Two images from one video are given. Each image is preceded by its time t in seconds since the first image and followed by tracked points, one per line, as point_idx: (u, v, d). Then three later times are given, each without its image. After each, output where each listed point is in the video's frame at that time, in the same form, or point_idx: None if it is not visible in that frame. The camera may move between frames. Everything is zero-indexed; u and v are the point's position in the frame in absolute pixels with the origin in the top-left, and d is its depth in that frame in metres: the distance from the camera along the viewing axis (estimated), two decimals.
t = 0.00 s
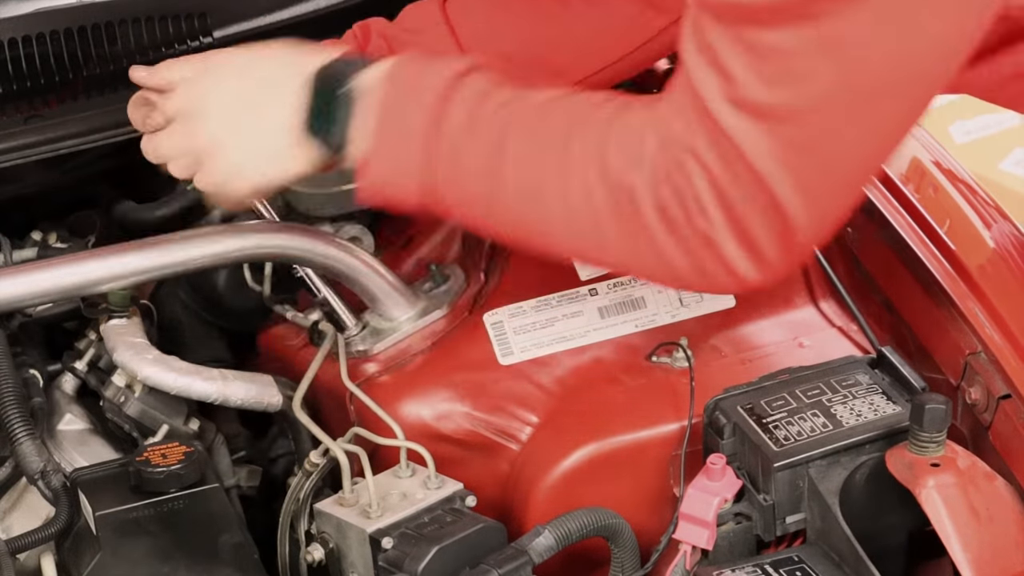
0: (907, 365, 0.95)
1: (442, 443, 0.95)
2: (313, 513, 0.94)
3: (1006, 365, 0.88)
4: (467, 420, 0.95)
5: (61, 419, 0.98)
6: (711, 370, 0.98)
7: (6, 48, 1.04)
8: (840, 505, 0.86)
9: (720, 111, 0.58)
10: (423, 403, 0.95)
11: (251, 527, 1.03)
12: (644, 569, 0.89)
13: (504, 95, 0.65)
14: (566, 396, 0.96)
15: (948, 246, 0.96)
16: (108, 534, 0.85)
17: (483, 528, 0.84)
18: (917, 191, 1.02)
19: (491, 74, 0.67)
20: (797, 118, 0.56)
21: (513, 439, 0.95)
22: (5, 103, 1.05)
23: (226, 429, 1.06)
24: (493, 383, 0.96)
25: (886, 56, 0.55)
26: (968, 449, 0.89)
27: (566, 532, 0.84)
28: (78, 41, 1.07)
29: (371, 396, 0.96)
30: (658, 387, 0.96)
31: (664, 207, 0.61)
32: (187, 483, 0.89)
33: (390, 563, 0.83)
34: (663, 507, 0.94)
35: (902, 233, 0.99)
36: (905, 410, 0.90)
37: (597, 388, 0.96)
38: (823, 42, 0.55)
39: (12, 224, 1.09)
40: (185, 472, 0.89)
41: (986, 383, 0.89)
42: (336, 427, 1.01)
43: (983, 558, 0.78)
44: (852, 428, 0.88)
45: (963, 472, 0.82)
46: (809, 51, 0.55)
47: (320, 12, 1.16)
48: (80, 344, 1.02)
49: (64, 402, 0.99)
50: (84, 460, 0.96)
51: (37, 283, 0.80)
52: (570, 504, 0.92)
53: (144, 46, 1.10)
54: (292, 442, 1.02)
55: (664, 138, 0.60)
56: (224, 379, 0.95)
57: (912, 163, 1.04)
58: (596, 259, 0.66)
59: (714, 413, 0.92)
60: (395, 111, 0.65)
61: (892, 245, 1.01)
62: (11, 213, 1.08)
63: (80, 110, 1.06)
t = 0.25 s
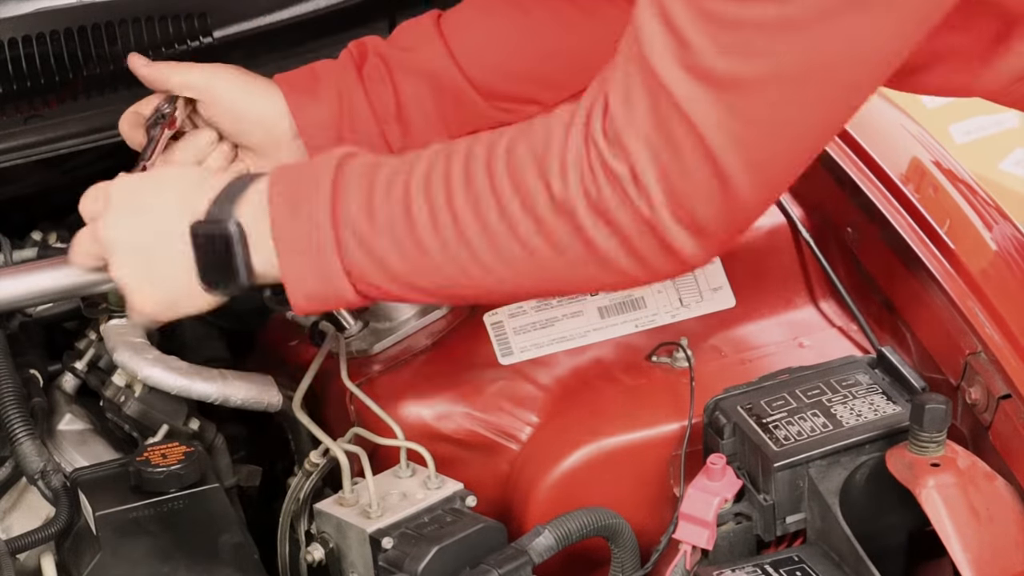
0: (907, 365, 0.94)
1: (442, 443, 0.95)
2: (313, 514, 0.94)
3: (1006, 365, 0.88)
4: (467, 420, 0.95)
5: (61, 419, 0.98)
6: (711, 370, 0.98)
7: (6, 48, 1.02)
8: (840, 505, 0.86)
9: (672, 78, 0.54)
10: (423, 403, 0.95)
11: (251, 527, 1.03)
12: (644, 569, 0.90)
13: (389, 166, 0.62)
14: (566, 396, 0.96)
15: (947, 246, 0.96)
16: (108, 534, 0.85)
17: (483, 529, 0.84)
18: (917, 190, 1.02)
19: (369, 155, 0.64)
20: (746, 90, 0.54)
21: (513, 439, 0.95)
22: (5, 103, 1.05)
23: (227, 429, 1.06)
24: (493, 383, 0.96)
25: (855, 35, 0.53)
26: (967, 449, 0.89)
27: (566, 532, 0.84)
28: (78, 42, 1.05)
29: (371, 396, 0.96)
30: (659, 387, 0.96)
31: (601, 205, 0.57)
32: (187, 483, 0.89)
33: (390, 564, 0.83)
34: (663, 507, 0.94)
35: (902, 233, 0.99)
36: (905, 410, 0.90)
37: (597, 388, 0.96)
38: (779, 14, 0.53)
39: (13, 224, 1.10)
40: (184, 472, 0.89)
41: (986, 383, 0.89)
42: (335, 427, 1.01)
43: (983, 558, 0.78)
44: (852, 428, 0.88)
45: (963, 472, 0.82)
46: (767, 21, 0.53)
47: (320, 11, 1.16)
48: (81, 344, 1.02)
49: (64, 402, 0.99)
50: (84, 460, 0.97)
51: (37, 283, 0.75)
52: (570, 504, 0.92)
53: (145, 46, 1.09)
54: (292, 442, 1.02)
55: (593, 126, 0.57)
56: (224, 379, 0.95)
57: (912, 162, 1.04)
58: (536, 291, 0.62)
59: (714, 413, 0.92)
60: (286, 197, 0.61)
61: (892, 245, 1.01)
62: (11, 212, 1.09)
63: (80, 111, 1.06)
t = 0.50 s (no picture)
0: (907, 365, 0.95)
1: (441, 443, 0.94)
2: (313, 513, 0.94)
3: (1006, 365, 0.88)
4: (467, 420, 0.95)
5: (61, 419, 0.98)
6: (711, 370, 0.98)
7: (6, 48, 1.02)
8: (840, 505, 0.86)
9: (725, 112, 0.57)
10: (423, 403, 0.95)
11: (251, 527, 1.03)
12: (644, 569, 0.90)
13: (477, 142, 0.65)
14: (566, 395, 0.96)
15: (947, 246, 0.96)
16: (108, 534, 0.85)
17: (483, 528, 0.84)
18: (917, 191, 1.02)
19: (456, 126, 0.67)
20: (799, 119, 0.56)
21: (513, 439, 0.94)
22: (5, 103, 1.04)
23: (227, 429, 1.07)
24: (493, 383, 0.96)
25: (897, 58, 0.54)
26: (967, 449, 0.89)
27: (566, 532, 0.84)
28: (78, 42, 1.06)
29: (370, 396, 0.96)
30: (658, 387, 0.96)
31: (672, 229, 0.61)
32: (187, 483, 0.89)
33: (390, 563, 0.83)
34: (663, 507, 0.94)
35: (902, 233, 1.00)
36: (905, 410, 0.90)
37: (597, 388, 0.96)
38: (838, 42, 0.54)
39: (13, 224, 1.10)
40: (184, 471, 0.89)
41: (986, 383, 0.89)
42: (335, 426, 1.01)
43: (983, 558, 0.78)
44: (852, 427, 0.88)
45: (962, 471, 0.82)
46: (825, 47, 0.54)
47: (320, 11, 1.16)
48: (81, 344, 1.02)
49: (64, 402, 0.99)
50: (83, 460, 0.96)
51: (37, 283, 0.80)
52: (570, 504, 0.92)
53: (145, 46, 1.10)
54: (292, 442, 1.02)
55: (658, 145, 0.61)
56: (224, 379, 0.95)
57: (912, 163, 1.04)
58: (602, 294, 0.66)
59: (714, 412, 0.91)
60: (372, 172, 0.63)
61: (892, 245, 1.01)
62: (11, 213, 1.09)
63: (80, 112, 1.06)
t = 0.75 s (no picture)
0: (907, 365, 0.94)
1: (441, 443, 0.94)
2: (313, 513, 0.94)
3: (1007, 365, 0.88)
4: (467, 420, 0.95)
5: (61, 419, 0.98)
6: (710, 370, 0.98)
7: (6, 48, 1.02)
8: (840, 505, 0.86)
9: None
10: (423, 403, 0.95)
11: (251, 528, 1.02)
12: (644, 569, 0.90)
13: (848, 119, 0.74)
14: (566, 396, 0.96)
15: (947, 244, 0.96)
16: (108, 534, 0.85)
17: (483, 529, 0.84)
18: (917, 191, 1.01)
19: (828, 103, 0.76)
20: None
21: (513, 439, 0.95)
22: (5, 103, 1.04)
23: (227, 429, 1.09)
24: (493, 383, 0.96)
25: None
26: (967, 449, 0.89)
27: (566, 532, 0.84)
28: (78, 41, 1.05)
29: (370, 396, 0.96)
30: (658, 388, 0.96)
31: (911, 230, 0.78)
32: (187, 483, 0.89)
33: (391, 564, 0.83)
34: (663, 507, 0.94)
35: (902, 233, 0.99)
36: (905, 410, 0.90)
37: (597, 389, 0.96)
38: None
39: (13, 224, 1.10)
40: (184, 472, 0.89)
41: (986, 382, 0.89)
42: (335, 426, 1.01)
43: (983, 558, 0.78)
44: (852, 427, 0.88)
45: (962, 471, 0.82)
46: None
47: (320, 11, 1.15)
48: (81, 343, 1.02)
49: (64, 402, 0.99)
50: (83, 460, 0.96)
51: (37, 283, 0.80)
52: (570, 503, 0.92)
53: (144, 46, 1.09)
54: (292, 442, 1.02)
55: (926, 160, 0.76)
56: (224, 379, 0.95)
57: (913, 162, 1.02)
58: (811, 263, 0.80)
59: (714, 412, 0.92)
60: None
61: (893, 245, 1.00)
62: (11, 214, 1.09)
63: (81, 111, 1.05)
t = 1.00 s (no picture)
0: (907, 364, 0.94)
1: (441, 443, 0.94)
2: (313, 513, 0.94)
3: (1007, 365, 0.88)
4: (467, 420, 0.95)
5: (61, 419, 0.98)
6: (711, 370, 0.98)
7: (6, 48, 1.02)
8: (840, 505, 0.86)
9: None
10: (423, 403, 0.94)
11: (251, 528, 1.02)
12: (644, 569, 0.90)
13: None
14: (567, 396, 0.96)
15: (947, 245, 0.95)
16: (108, 534, 0.85)
17: (483, 529, 0.84)
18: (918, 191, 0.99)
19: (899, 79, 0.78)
20: None
21: (513, 439, 0.95)
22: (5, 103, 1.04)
23: (227, 429, 1.09)
24: (493, 383, 0.96)
25: None
26: (968, 450, 0.89)
27: (566, 532, 0.84)
28: (78, 41, 1.05)
29: (370, 396, 0.95)
30: (658, 388, 0.96)
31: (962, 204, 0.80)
32: (187, 483, 0.89)
33: (391, 564, 0.83)
34: (663, 508, 0.94)
35: (902, 235, 0.98)
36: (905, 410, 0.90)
37: (596, 389, 0.96)
38: None
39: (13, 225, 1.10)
40: (184, 472, 0.88)
41: (986, 382, 0.89)
42: (335, 426, 1.01)
43: (983, 558, 0.78)
44: (852, 427, 0.88)
45: (962, 471, 0.82)
46: None
47: (321, 11, 1.15)
48: (81, 344, 1.02)
49: (64, 403, 0.99)
50: (84, 460, 0.96)
51: (37, 282, 0.80)
52: (570, 503, 0.92)
53: (144, 46, 1.09)
54: (292, 442, 1.02)
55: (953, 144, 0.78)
56: (224, 379, 0.95)
57: (912, 161, 1.00)
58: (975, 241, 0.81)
59: (714, 412, 0.92)
60: None
61: (894, 245, 1.00)
62: (11, 214, 1.09)
63: (81, 111, 1.05)
